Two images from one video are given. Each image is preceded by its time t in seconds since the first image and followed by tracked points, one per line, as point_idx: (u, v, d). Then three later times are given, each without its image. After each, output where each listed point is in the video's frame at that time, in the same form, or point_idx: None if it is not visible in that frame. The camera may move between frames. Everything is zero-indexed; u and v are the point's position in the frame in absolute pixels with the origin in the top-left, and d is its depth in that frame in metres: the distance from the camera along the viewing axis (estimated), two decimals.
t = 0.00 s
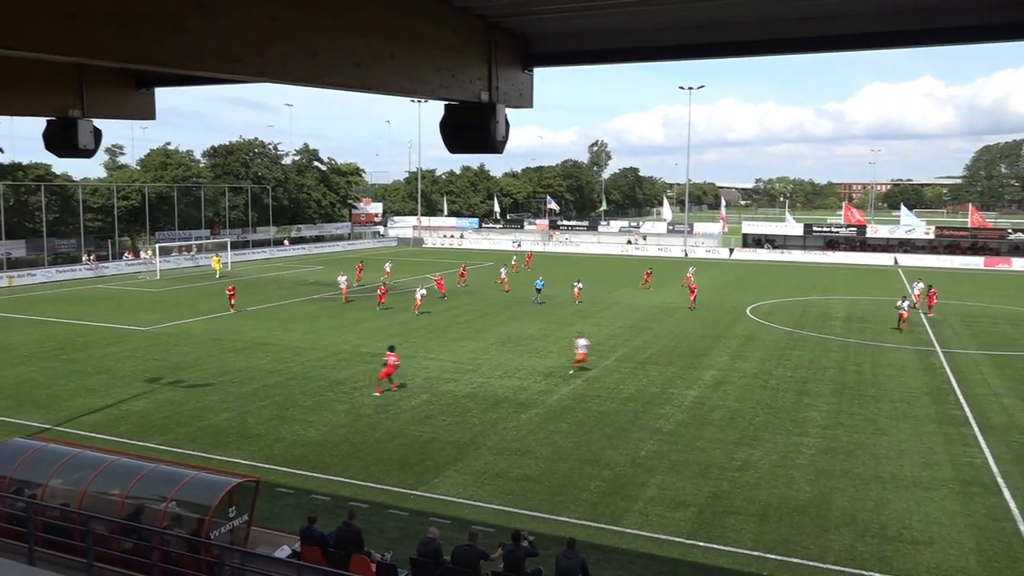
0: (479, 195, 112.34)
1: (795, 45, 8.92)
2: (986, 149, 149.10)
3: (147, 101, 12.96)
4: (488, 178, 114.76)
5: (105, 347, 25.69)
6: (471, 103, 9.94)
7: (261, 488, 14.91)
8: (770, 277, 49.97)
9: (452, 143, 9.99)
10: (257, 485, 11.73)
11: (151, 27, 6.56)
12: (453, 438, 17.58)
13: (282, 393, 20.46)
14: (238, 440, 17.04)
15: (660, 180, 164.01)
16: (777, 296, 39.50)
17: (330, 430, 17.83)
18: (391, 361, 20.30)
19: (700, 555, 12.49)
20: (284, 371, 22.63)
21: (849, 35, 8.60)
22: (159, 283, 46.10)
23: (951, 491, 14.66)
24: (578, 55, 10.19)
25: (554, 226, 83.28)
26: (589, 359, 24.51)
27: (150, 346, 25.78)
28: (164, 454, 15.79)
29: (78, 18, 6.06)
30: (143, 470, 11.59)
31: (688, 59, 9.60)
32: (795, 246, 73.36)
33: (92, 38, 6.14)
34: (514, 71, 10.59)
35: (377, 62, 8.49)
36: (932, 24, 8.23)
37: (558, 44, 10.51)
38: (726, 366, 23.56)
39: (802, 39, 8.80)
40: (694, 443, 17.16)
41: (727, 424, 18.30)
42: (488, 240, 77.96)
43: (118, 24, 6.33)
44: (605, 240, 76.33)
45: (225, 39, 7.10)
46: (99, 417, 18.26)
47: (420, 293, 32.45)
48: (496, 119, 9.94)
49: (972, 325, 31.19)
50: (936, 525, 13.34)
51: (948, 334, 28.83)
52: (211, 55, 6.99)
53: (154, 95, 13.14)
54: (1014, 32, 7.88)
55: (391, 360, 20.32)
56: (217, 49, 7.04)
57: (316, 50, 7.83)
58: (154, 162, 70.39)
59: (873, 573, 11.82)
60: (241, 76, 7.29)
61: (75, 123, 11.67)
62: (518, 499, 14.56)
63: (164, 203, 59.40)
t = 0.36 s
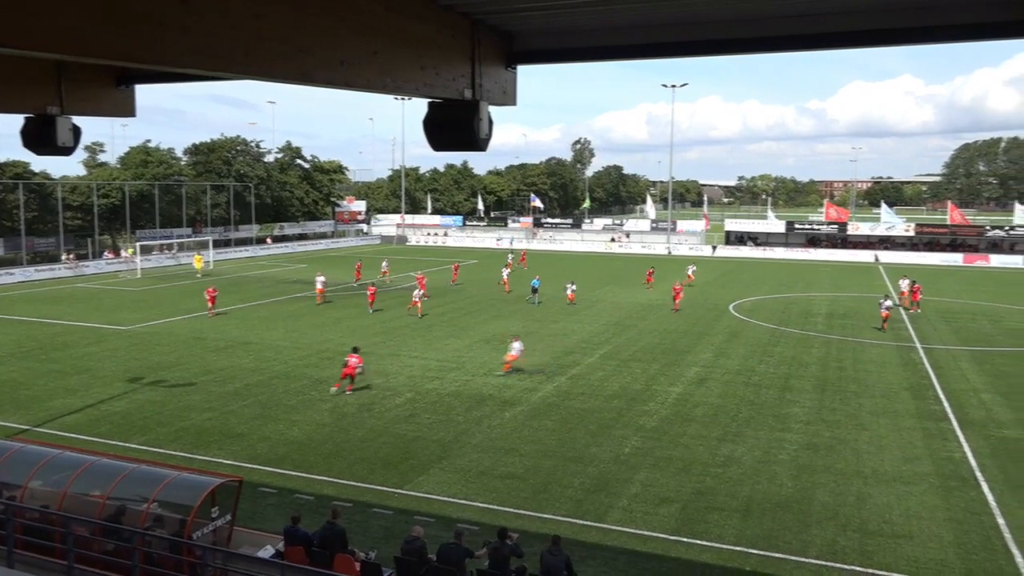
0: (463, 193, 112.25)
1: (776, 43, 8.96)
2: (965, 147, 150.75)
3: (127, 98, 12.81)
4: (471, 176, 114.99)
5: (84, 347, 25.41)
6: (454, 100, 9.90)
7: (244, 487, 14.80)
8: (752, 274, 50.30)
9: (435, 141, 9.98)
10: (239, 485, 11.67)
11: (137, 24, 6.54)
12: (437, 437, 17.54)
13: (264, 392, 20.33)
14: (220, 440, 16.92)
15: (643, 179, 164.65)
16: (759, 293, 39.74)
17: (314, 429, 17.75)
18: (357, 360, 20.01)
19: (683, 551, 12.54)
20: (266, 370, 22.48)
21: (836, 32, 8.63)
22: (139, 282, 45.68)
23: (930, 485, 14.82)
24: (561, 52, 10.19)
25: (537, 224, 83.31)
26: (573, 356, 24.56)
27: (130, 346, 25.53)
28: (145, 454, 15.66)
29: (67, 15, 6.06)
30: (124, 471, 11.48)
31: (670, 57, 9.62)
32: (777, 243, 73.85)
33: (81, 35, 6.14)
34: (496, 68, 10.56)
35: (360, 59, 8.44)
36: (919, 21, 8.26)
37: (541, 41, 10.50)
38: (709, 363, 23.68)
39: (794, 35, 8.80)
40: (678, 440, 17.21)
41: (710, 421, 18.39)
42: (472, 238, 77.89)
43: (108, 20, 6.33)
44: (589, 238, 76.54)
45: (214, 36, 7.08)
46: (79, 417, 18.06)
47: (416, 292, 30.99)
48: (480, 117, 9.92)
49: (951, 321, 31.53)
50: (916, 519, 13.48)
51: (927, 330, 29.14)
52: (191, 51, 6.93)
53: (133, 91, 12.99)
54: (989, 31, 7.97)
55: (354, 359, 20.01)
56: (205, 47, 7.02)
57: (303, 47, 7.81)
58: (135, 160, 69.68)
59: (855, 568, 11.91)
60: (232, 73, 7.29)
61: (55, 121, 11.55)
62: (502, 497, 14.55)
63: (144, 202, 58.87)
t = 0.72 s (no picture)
0: (459, 193, 112.18)
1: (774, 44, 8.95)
2: (960, 147, 151.14)
3: (122, 97, 12.80)
4: (467, 176, 114.96)
5: (80, 347, 25.36)
6: (450, 100, 9.89)
7: (241, 487, 14.80)
8: (747, 274, 50.40)
9: (431, 141, 9.97)
10: (235, 486, 11.67)
11: (136, 24, 6.58)
12: (434, 437, 17.54)
13: (260, 393, 20.31)
14: (217, 440, 16.91)
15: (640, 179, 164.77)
16: (754, 294, 39.82)
17: (310, 429, 17.74)
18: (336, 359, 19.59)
19: (680, 551, 12.57)
20: (262, 370, 22.46)
21: (839, 33, 8.62)
22: (134, 282, 45.58)
23: (925, 485, 14.88)
24: (557, 52, 10.17)
25: (534, 224, 83.28)
26: (569, 356, 24.59)
27: (126, 346, 25.48)
28: (142, 455, 15.65)
29: (67, 15, 6.12)
30: (120, 471, 11.46)
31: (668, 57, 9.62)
32: (772, 243, 74.01)
33: (81, 35, 6.19)
34: (492, 69, 10.54)
35: (355, 60, 8.43)
36: (923, 22, 8.24)
37: (538, 42, 10.47)
38: (706, 363, 23.73)
39: (796, 37, 8.78)
40: (674, 440, 17.24)
41: (707, 421, 18.43)
42: (468, 238, 77.85)
43: (108, 21, 6.39)
44: (585, 238, 76.56)
45: (212, 37, 7.11)
46: (75, 418, 18.03)
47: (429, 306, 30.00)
48: (476, 117, 9.92)
49: (946, 321, 31.64)
50: (911, 519, 13.53)
51: (922, 331, 29.22)
52: (185, 50, 6.92)
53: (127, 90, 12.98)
54: (987, 32, 7.98)
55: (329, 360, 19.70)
56: (203, 47, 7.03)
57: (300, 48, 7.82)
58: (130, 160, 69.48)
59: (851, 568, 11.95)
60: (230, 74, 7.32)
61: (51, 121, 11.62)
62: (499, 497, 14.57)
63: (139, 202, 58.73)
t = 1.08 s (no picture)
0: (455, 193, 112.14)
1: (771, 43, 8.95)
2: (953, 147, 151.61)
3: (116, 98, 12.68)
4: (462, 176, 115.01)
5: (74, 348, 25.27)
6: (445, 100, 9.88)
7: (235, 488, 14.76)
8: (742, 274, 50.47)
9: (427, 141, 9.97)
10: (230, 486, 11.65)
11: (135, 23, 6.57)
12: (429, 437, 17.53)
13: (255, 393, 20.28)
14: (211, 441, 16.87)
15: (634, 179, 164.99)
16: (749, 293, 39.90)
17: (305, 430, 17.70)
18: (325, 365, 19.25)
19: (676, 550, 12.59)
20: (257, 371, 22.41)
21: (834, 33, 8.65)
22: (129, 283, 45.44)
23: (920, 484, 14.92)
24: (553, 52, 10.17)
25: (529, 224, 83.24)
26: (564, 356, 24.59)
27: (120, 347, 25.41)
28: (135, 457, 15.59)
29: (65, 15, 6.11)
30: (114, 472, 11.41)
31: (663, 57, 9.62)
32: (767, 243, 74.21)
33: (78, 35, 6.17)
34: (488, 69, 10.53)
35: (351, 59, 8.42)
36: (916, 22, 8.27)
37: (533, 42, 10.46)
38: (701, 363, 23.76)
39: (793, 37, 8.80)
40: (670, 440, 17.25)
41: (702, 420, 18.45)
42: (463, 238, 77.81)
43: (104, 20, 6.36)
44: (580, 238, 76.66)
45: (209, 37, 7.09)
46: (69, 419, 17.98)
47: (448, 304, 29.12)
48: (471, 117, 9.92)
49: (939, 320, 31.73)
50: (906, 518, 13.57)
51: (916, 330, 29.31)
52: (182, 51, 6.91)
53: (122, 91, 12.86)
54: (982, 32, 8.00)
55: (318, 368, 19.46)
56: (200, 47, 7.03)
57: (297, 48, 7.81)
58: (124, 160, 69.28)
59: (846, 566, 11.98)
60: (228, 74, 7.32)
61: (44, 121, 11.49)
62: (494, 497, 14.58)
63: (134, 202, 58.57)
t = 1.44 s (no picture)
0: (444, 191, 111.94)
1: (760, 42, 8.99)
2: (940, 146, 152.59)
3: (102, 95, 12.65)
4: (452, 175, 114.89)
5: (61, 348, 25.08)
6: (434, 99, 9.87)
7: (223, 488, 14.70)
8: (731, 272, 50.61)
9: (415, 138, 9.98)
10: (219, 486, 11.60)
11: (129, 22, 6.60)
12: (419, 436, 17.50)
13: (244, 392, 20.20)
14: (200, 440, 16.79)
15: (624, 178, 165.19)
16: (737, 291, 40.03)
17: (294, 429, 17.63)
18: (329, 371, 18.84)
19: (665, 547, 12.63)
20: (246, 370, 22.32)
21: (822, 32, 8.69)
22: (115, 282, 45.12)
23: (907, 480, 15.02)
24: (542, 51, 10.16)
25: (518, 222, 83.18)
26: (554, 354, 24.62)
27: (107, 346, 25.23)
28: (123, 456, 15.49)
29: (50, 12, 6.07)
30: (102, 472, 11.33)
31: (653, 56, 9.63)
32: (756, 241, 74.48)
33: (63, 32, 6.14)
34: (477, 67, 10.51)
35: (339, 56, 8.39)
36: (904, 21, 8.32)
37: (523, 40, 10.45)
38: (690, 361, 23.84)
39: (784, 35, 8.81)
40: (659, 437, 17.29)
41: (691, 418, 18.51)
42: (452, 237, 77.71)
43: (91, 17, 6.33)
44: (569, 237, 76.67)
45: (196, 34, 7.06)
46: (56, 419, 17.85)
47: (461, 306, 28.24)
48: (460, 115, 9.93)
49: (926, 318, 31.95)
50: (893, 514, 13.65)
51: (904, 327, 29.50)
52: (168, 48, 6.87)
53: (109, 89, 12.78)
54: (970, 31, 8.04)
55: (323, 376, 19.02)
56: (191, 45, 7.04)
57: (286, 47, 7.81)
58: (111, 158, 68.74)
59: (835, 563, 12.04)
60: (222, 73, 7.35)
61: (29, 120, 11.36)
62: (484, 495, 14.57)
63: (121, 201, 58.19)
